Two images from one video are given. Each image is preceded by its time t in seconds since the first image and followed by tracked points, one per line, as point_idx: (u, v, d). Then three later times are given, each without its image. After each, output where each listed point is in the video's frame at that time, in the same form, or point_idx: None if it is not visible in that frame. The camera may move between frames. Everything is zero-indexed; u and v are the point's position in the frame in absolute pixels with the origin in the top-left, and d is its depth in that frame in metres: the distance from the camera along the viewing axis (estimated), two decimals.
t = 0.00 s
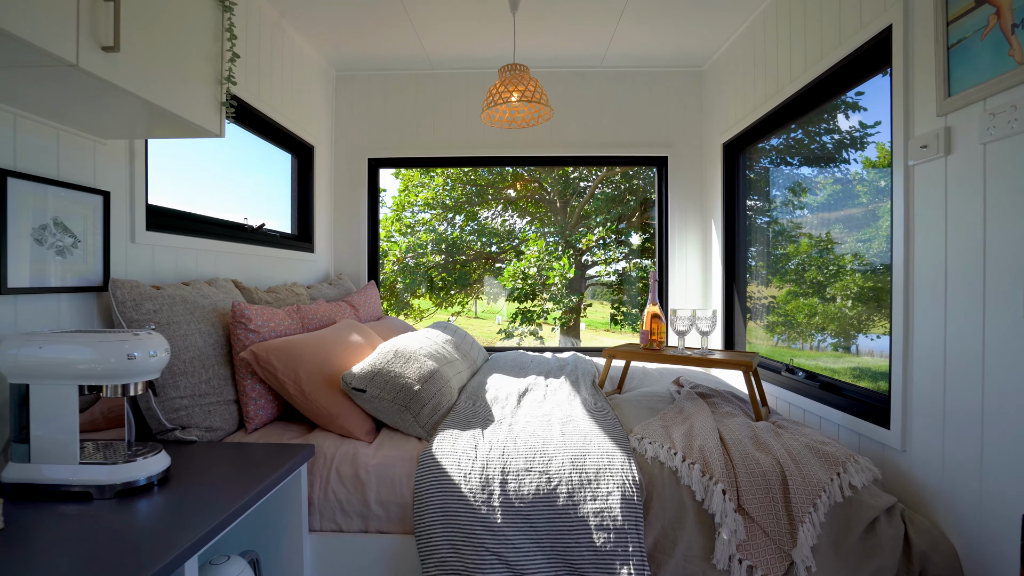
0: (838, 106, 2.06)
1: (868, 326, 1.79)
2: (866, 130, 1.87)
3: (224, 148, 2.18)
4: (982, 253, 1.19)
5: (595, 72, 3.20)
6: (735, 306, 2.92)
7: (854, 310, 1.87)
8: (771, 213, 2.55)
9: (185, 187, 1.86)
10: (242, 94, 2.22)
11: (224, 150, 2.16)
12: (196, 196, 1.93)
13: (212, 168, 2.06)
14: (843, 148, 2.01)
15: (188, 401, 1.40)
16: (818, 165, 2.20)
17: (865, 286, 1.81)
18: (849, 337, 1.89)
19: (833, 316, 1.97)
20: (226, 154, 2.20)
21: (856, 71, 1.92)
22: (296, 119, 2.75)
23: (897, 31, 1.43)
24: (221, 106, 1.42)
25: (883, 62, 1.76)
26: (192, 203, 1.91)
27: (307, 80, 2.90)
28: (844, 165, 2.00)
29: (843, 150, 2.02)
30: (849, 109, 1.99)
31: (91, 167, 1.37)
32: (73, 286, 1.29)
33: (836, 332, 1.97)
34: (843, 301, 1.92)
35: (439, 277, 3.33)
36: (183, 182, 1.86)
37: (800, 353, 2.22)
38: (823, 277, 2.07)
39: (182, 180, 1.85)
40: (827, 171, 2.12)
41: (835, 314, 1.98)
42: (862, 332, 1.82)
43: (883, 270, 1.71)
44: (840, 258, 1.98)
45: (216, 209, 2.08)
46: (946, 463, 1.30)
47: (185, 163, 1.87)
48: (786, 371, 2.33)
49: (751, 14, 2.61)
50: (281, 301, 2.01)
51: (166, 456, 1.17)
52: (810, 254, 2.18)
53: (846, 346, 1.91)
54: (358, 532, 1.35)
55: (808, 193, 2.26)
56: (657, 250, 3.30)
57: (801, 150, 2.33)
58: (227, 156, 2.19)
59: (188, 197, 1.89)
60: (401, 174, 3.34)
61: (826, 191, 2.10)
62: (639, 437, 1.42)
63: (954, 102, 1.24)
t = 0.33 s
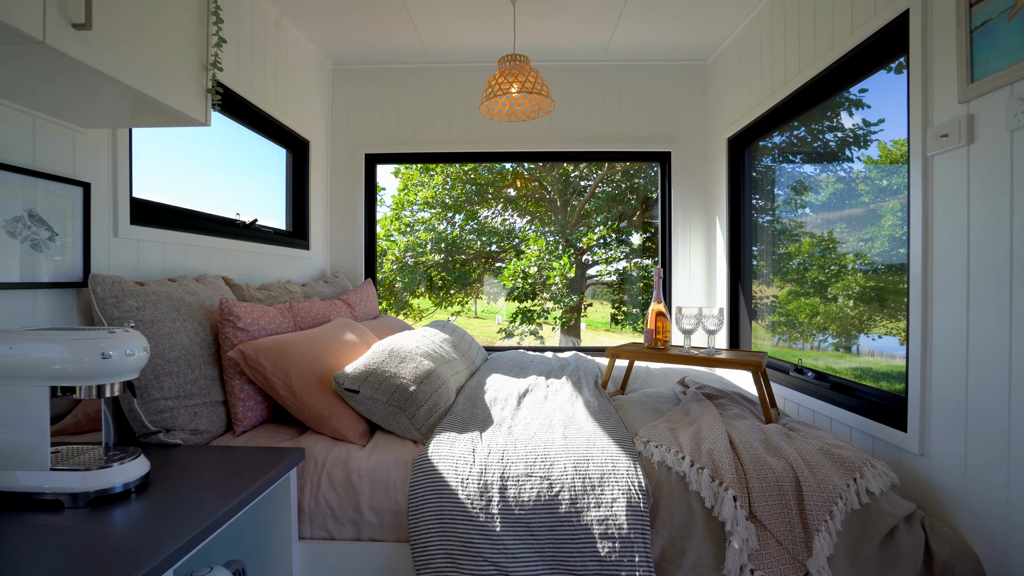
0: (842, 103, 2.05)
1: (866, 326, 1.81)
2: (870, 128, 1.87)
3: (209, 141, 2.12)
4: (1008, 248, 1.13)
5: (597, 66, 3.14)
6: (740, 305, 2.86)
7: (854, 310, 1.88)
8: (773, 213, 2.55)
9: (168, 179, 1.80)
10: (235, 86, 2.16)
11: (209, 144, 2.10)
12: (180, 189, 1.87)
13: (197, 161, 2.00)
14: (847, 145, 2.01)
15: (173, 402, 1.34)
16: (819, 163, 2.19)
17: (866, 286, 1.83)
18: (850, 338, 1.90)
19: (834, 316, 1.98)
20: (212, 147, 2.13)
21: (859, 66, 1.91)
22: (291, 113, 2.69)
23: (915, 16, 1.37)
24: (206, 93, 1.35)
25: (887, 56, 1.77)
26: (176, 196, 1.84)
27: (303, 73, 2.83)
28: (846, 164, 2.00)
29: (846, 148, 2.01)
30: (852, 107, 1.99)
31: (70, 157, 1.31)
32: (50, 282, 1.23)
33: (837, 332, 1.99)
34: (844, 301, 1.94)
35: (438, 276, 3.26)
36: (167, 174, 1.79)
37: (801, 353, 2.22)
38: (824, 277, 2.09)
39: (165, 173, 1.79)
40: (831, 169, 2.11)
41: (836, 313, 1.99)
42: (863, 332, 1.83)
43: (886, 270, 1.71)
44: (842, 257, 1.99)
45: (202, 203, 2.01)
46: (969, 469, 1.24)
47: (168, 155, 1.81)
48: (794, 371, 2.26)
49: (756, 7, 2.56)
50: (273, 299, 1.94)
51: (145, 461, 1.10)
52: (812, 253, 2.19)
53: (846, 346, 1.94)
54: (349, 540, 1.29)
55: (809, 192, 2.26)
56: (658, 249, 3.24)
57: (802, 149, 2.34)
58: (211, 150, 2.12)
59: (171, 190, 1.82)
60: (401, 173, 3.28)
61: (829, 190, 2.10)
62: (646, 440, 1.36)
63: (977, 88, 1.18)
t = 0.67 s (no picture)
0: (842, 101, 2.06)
1: (869, 326, 1.81)
2: (874, 126, 1.86)
3: (199, 134, 2.05)
4: None
5: (599, 60, 3.07)
6: (747, 304, 2.79)
7: (857, 310, 1.89)
8: (775, 212, 2.53)
9: (154, 173, 1.73)
10: (227, 78, 2.09)
11: (198, 138, 2.04)
12: (166, 183, 1.80)
13: (185, 155, 1.93)
14: (851, 143, 1.99)
15: (156, 406, 1.27)
16: (822, 162, 2.17)
17: (867, 286, 1.84)
18: (852, 339, 1.92)
19: (836, 316, 1.99)
20: (202, 141, 2.06)
21: (866, 62, 1.89)
22: (286, 107, 2.62)
23: None
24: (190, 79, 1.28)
25: (891, 52, 1.76)
26: (161, 191, 1.77)
27: (298, 67, 2.76)
28: (851, 161, 1.98)
29: (848, 147, 2.00)
30: (856, 104, 1.97)
31: (46, 147, 1.24)
32: (23, 279, 1.16)
33: (839, 332, 2.00)
34: (846, 301, 1.94)
35: (438, 276, 3.20)
36: (153, 168, 1.73)
37: (802, 353, 2.23)
38: (825, 277, 2.09)
39: (151, 166, 1.72)
40: (834, 168, 2.09)
41: (837, 313, 1.99)
42: (865, 332, 1.83)
43: (887, 270, 1.73)
44: (843, 257, 1.99)
45: (191, 198, 1.94)
46: (998, 478, 1.17)
47: (154, 148, 1.75)
48: (805, 373, 2.19)
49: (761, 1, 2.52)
50: (265, 297, 1.87)
51: (121, 470, 1.03)
52: (814, 253, 2.19)
53: (847, 346, 1.95)
54: (341, 551, 1.22)
55: (811, 190, 2.25)
56: (661, 248, 3.17)
57: (805, 147, 2.32)
58: (200, 143, 2.05)
59: (156, 184, 1.75)
60: (400, 172, 3.21)
61: (830, 190, 2.10)
62: (653, 445, 1.29)
63: (1005, 73, 1.12)
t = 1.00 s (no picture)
0: (846, 99, 2.04)
1: (869, 326, 1.81)
2: (877, 125, 1.84)
3: (190, 130, 1.99)
4: None
5: (601, 56, 3.02)
6: (752, 304, 2.73)
7: (858, 309, 1.87)
8: (778, 211, 2.51)
9: (146, 173, 1.70)
10: (219, 73, 2.04)
11: (189, 135, 1.98)
12: (157, 182, 1.76)
13: (174, 151, 1.88)
14: (853, 142, 1.97)
15: (141, 412, 1.21)
16: (826, 161, 2.15)
17: (869, 285, 1.82)
18: (852, 338, 1.91)
19: (837, 316, 1.98)
20: (193, 137, 2.01)
21: (871, 58, 1.86)
22: (281, 104, 2.56)
23: None
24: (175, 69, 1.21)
25: (894, 50, 1.74)
26: (152, 189, 1.73)
27: (294, 62, 2.71)
28: (852, 160, 1.97)
29: (852, 145, 1.98)
30: (860, 102, 1.96)
31: (25, 141, 1.18)
32: None
33: (839, 332, 1.99)
34: (847, 300, 1.92)
35: (438, 275, 3.14)
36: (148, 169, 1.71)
37: (802, 353, 2.23)
38: (827, 277, 2.07)
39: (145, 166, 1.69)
40: (837, 166, 2.07)
41: (840, 313, 1.98)
42: (866, 332, 1.83)
43: (888, 270, 1.72)
44: (845, 257, 1.98)
45: (181, 196, 1.89)
46: None
47: (150, 147, 1.73)
48: (814, 375, 2.14)
49: None
50: (258, 298, 1.82)
51: (99, 482, 0.98)
52: (815, 252, 2.17)
53: (848, 346, 1.95)
54: (334, 564, 1.17)
55: (814, 188, 2.23)
56: (663, 248, 3.12)
57: (808, 145, 2.29)
58: (191, 140, 2.00)
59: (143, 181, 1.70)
60: (399, 172, 3.15)
61: (833, 188, 2.07)
62: (660, 453, 1.24)
63: None
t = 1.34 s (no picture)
0: (848, 99, 2.03)
1: (870, 326, 1.81)
2: (879, 123, 1.84)
3: (181, 126, 1.95)
4: None
5: (602, 52, 2.98)
6: (757, 304, 2.68)
7: (861, 310, 1.87)
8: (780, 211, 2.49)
9: (142, 174, 1.70)
10: (212, 67, 1.99)
11: (180, 131, 1.94)
12: (155, 182, 1.76)
13: (164, 148, 1.83)
14: (855, 142, 1.96)
15: (125, 417, 1.16)
16: (828, 160, 2.14)
17: (871, 286, 1.82)
18: (853, 338, 1.92)
19: (839, 315, 1.97)
20: (185, 134, 1.97)
21: (873, 57, 1.86)
22: (276, 101, 2.52)
23: None
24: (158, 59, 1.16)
25: (899, 48, 1.73)
26: (150, 189, 1.74)
27: (289, 58, 2.66)
28: (854, 160, 1.96)
29: (854, 144, 1.97)
30: (862, 101, 1.95)
31: (4, 135, 1.13)
32: None
33: (840, 332, 2.00)
34: (849, 301, 1.92)
35: (438, 275, 3.09)
36: (146, 170, 1.72)
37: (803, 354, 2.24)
38: (829, 277, 2.06)
39: (144, 168, 1.71)
40: (838, 166, 2.07)
41: (841, 313, 1.98)
42: (867, 332, 1.84)
43: (889, 270, 1.73)
44: (846, 257, 1.97)
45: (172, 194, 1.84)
46: None
47: (150, 148, 1.75)
48: (822, 378, 2.09)
49: None
50: (251, 299, 1.77)
51: (77, 494, 0.93)
52: (817, 252, 2.17)
53: (850, 346, 1.94)
54: None
55: (814, 189, 2.23)
56: (664, 248, 3.07)
57: (810, 145, 2.28)
58: (183, 136, 1.95)
59: (132, 178, 1.66)
60: (399, 172, 3.11)
61: (835, 188, 2.06)
62: (665, 460, 1.19)
63: None
